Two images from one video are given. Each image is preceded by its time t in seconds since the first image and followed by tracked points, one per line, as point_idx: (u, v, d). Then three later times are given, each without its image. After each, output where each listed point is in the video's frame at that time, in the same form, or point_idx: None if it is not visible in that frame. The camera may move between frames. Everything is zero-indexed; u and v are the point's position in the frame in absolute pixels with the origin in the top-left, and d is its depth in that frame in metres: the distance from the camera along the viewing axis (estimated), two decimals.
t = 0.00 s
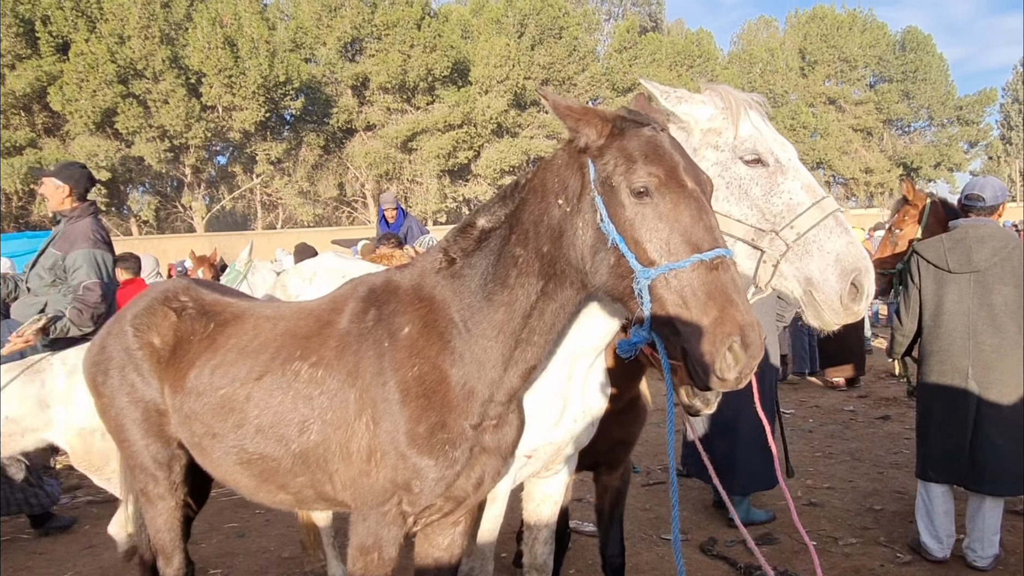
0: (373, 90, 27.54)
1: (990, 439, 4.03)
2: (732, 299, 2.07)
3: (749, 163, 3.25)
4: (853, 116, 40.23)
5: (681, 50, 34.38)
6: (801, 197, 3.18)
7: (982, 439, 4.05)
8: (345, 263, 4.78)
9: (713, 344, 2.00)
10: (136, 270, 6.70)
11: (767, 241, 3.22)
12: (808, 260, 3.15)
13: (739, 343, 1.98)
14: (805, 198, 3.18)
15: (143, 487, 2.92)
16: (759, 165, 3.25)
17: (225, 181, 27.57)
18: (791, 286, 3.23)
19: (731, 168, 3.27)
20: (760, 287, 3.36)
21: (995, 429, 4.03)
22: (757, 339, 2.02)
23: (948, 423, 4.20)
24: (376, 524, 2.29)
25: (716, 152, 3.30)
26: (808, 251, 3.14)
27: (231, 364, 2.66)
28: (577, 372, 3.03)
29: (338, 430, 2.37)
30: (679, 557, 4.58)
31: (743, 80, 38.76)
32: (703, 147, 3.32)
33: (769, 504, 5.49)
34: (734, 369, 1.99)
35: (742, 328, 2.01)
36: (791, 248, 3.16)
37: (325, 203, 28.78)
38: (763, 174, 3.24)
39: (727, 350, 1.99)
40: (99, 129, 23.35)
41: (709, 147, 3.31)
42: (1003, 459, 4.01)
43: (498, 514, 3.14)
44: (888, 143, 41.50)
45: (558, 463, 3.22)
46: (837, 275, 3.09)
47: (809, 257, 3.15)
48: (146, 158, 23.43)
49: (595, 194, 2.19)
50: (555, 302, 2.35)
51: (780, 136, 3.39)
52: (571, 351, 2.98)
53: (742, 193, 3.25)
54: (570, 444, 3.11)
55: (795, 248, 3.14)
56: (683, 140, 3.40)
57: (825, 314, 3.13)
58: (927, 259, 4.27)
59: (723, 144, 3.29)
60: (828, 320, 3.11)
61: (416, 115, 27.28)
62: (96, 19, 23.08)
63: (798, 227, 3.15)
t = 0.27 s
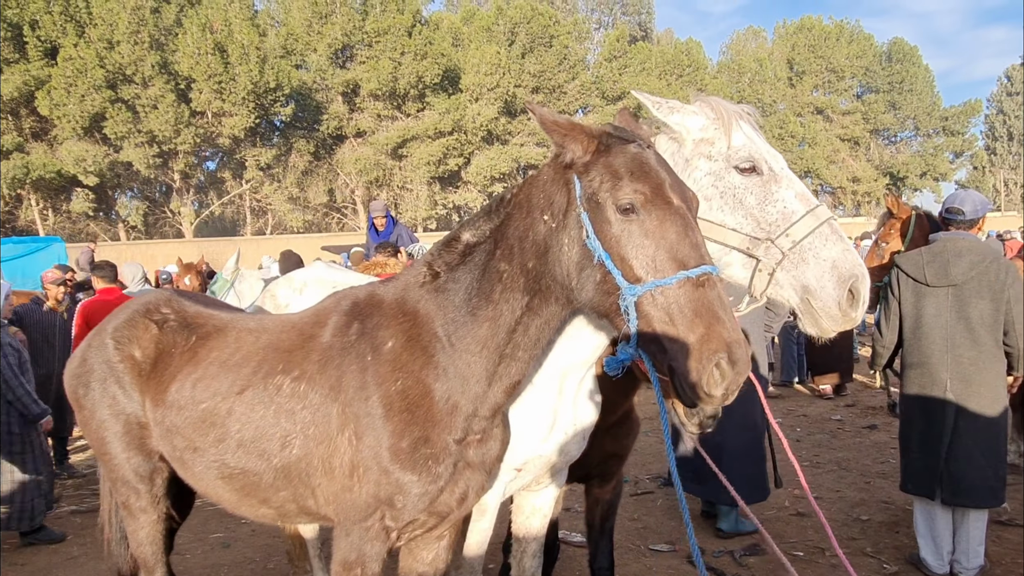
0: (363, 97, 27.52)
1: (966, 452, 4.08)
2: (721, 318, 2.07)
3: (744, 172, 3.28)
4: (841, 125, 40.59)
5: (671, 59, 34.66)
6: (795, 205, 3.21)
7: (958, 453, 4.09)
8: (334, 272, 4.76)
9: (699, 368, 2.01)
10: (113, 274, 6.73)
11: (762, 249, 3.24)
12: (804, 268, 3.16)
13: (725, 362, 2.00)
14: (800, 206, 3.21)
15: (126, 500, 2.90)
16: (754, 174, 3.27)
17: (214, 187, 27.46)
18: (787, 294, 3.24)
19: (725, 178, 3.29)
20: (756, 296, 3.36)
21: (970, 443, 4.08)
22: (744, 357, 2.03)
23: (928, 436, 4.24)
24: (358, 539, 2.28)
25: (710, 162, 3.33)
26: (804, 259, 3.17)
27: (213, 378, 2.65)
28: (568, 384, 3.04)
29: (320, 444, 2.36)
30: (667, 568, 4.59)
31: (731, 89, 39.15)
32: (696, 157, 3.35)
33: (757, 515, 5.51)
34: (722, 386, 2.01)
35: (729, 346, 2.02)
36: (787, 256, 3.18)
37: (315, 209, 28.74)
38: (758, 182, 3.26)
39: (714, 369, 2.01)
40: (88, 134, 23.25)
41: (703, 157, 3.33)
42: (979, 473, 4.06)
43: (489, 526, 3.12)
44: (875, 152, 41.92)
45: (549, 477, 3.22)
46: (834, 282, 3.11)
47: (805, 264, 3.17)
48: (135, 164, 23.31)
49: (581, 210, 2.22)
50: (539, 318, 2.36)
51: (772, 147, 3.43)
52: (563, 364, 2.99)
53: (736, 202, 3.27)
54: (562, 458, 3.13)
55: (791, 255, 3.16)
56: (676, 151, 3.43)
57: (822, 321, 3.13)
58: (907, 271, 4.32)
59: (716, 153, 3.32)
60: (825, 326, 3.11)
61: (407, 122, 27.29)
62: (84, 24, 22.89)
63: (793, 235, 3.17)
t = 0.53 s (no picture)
0: (357, 100, 27.52)
1: (956, 449, 4.11)
2: (716, 293, 2.08)
3: (743, 169, 3.31)
4: (834, 124, 40.77)
5: (664, 61, 34.79)
6: (794, 199, 3.23)
7: (948, 450, 4.11)
8: (331, 278, 4.77)
9: (701, 340, 2.02)
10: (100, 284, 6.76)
11: (764, 243, 3.25)
12: (807, 259, 3.16)
13: (729, 336, 2.00)
14: (798, 200, 3.23)
15: (122, 506, 2.90)
16: (753, 169, 3.30)
17: (208, 191, 27.39)
18: (792, 286, 3.23)
19: (724, 176, 3.32)
20: (760, 290, 3.36)
21: (959, 439, 4.12)
22: (744, 329, 2.04)
23: (916, 435, 4.25)
24: (353, 543, 2.30)
25: (708, 161, 3.35)
26: (807, 251, 3.17)
27: (207, 385, 2.66)
28: (567, 385, 3.06)
29: (314, 449, 2.37)
30: (664, 567, 4.60)
31: (725, 89, 39.36)
32: (694, 157, 3.38)
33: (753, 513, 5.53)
34: (726, 361, 2.00)
35: (730, 321, 2.03)
36: (790, 248, 3.19)
37: (310, 213, 28.75)
38: (757, 178, 3.29)
39: (717, 344, 2.01)
40: (81, 139, 23.19)
41: (701, 157, 3.36)
42: (969, 469, 4.10)
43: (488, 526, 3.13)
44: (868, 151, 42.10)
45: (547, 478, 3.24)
46: (838, 271, 3.11)
47: (808, 255, 3.17)
48: (128, 169, 23.26)
49: (568, 201, 2.22)
50: (527, 311, 2.36)
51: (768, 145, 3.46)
52: (561, 365, 3.00)
53: (737, 198, 3.30)
54: (560, 459, 3.15)
55: (794, 247, 3.17)
56: (673, 153, 3.45)
57: (830, 310, 3.12)
58: (891, 272, 4.34)
59: (714, 152, 3.35)
60: (833, 313, 3.09)
61: (401, 125, 27.32)
62: (77, 29, 23.04)
63: (795, 227, 3.18)
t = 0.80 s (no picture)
0: (352, 104, 27.51)
1: (956, 441, 4.13)
2: (699, 233, 2.09)
3: (739, 166, 3.31)
4: (829, 121, 40.86)
5: (659, 60, 34.84)
6: (789, 195, 3.22)
7: (948, 444, 4.13)
8: (326, 282, 4.76)
9: (693, 277, 2.02)
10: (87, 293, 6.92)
11: (762, 239, 3.24)
12: (803, 255, 3.15)
13: (720, 269, 2.01)
14: (793, 196, 3.23)
15: (121, 513, 2.89)
16: (748, 166, 3.30)
17: (205, 197, 27.38)
18: (788, 281, 3.22)
19: (721, 173, 3.32)
20: (757, 285, 3.36)
21: (957, 431, 4.14)
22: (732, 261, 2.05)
23: (913, 430, 4.23)
24: (350, 546, 2.29)
25: (704, 158, 3.35)
26: (803, 246, 3.16)
27: (201, 391, 2.65)
28: (563, 384, 3.07)
29: (308, 454, 2.37)
30: (664, 566, 4.60)
31: (720, 87, 39.54)
32: (690, 154, 3.37)
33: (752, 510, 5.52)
34: (720, 294, 2.01)
35: (719, 255, 2.04)
36: (786, 245, 3.18)
37: (307, 217, 28.75)
38: (753, 175, 3.29)
39: (710, 277, 2.02)
40: (76, 147, 23.18)
41: (696, 155, 3.36)
42: (968, 460, 4.12)
43: (486, 527, 3.12)
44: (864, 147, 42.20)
45: (545, 478, 3.24)
46: (834, 265, 3.10)
47: (803, 250, 3.16)
48: (124, 176, 23.24)
49: (543, 168, 2.20)
50: (511, 290, 2.35)
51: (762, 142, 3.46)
52: (555, 363, 3.01)
53: (734, 196, 3.29)
54: (557, 459, 3.14)
55: (790, 242, 3.16)
56: (668, 150, 3.45)
57: (826, 304, 3.10)
58: (878, 270, 4.33)
59: (710, 150, 3.34)
60: (830, 309, 3.09)
61: (397, 128, 27.32)
62: (71, 37, 23.00)
63: (791, 223, 3.18)
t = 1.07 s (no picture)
0: (349, 107, 27.51)
1: (959, 435, 4.14)
2: (689, 209, 2.17)
3: (737, 169, 3.36)
4: (825, 119, 40.88)
5: (654, 59, 34.89)
6: (786, 197, 3.26)
7: (951, 439, 4.15)
8: (324, 285, 4.79)
9: (687, 251, 2.10)
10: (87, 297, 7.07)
11: (759, 240, 3.27)
12: (799, 255, 3.17)
13: (712, 241, 2.09)
14: (790, 198, 3.26)
15: (124, 517, 2.92)
16: (746, 169, 3.35)
17: (202, 203, 27.40)
18: (784, 281, 3.23)
19: (719, 175, 3.37)
20: (753, 286, 3.38)
21: (958, 426, 4.16)
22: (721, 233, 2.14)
23: (914, 425, 4.25)
24: (354, 547, 2.31)
25: (703, 161, 3.40)
26: (799, 247, 3.18)
27: (202, 395, 2.67)
28: (561, 384, 3.10)
29: (311, 456, 2.39)
30: (665, 563, 4.62)
31: (716, 87, 39.81)
32: (689, 157, 3.43)
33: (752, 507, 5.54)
34: (714, 264, 2.08)
35: (710, 228, 2.12)
36: (782, 246, 3.21)
37: (304, 221, 28.75)
38: (751, 178, 3.33)
39: (704, 249, 2.09)
40: (72, 154, 23.20)
41: (695, 158, 3.42)
42: (971, 453, 4.13)
43: (486, 526, 3.14)
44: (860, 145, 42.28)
45: (544, 477, 3.26)
46: (829, 266, 3.12)
47: (799, 251, 3.18)
48: (121, 182, 23.25)
49: (534, 158, 2.25)
50: (511, 281, 2.38)
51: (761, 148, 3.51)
52: (553, 363, 3.03)
53: (731, 197, 3.34)
54: (555, 458, 3.15)
55: (785, 243, 3.19)
56: (668, 153, 3.50)
57: (821, 304, 3.12)
58: (877, 267, 4.36)
59: (709, 154, 3.40)
60: (824, 308, 3.10)
61: (393, 131, 27.35)
62: (66, 44, 23.04)
63: (787, 224, 3.21)
